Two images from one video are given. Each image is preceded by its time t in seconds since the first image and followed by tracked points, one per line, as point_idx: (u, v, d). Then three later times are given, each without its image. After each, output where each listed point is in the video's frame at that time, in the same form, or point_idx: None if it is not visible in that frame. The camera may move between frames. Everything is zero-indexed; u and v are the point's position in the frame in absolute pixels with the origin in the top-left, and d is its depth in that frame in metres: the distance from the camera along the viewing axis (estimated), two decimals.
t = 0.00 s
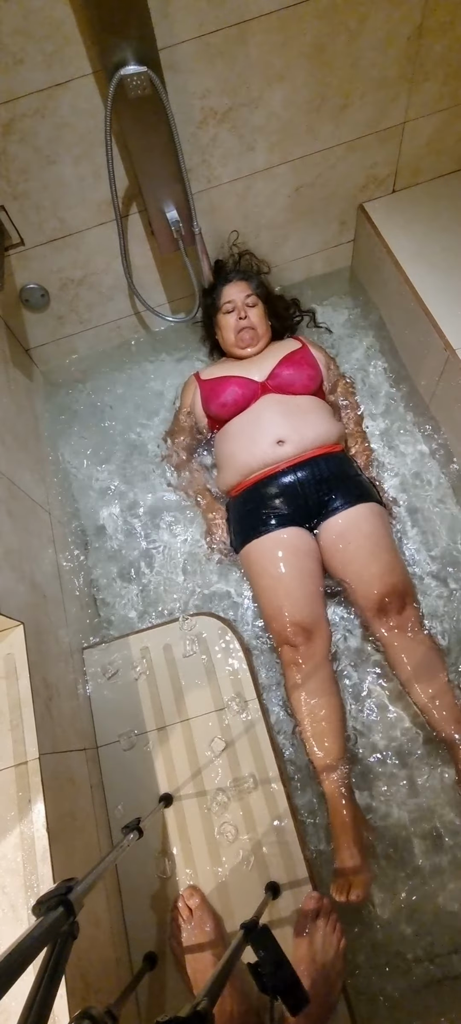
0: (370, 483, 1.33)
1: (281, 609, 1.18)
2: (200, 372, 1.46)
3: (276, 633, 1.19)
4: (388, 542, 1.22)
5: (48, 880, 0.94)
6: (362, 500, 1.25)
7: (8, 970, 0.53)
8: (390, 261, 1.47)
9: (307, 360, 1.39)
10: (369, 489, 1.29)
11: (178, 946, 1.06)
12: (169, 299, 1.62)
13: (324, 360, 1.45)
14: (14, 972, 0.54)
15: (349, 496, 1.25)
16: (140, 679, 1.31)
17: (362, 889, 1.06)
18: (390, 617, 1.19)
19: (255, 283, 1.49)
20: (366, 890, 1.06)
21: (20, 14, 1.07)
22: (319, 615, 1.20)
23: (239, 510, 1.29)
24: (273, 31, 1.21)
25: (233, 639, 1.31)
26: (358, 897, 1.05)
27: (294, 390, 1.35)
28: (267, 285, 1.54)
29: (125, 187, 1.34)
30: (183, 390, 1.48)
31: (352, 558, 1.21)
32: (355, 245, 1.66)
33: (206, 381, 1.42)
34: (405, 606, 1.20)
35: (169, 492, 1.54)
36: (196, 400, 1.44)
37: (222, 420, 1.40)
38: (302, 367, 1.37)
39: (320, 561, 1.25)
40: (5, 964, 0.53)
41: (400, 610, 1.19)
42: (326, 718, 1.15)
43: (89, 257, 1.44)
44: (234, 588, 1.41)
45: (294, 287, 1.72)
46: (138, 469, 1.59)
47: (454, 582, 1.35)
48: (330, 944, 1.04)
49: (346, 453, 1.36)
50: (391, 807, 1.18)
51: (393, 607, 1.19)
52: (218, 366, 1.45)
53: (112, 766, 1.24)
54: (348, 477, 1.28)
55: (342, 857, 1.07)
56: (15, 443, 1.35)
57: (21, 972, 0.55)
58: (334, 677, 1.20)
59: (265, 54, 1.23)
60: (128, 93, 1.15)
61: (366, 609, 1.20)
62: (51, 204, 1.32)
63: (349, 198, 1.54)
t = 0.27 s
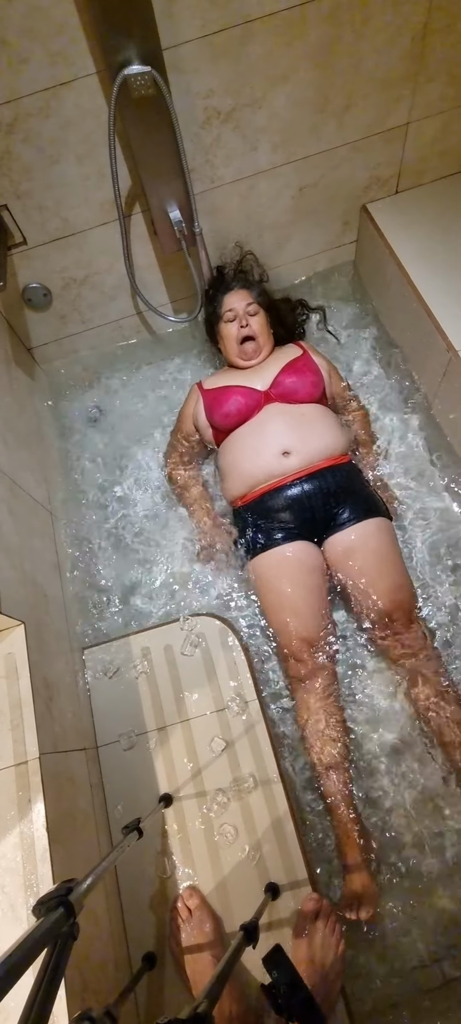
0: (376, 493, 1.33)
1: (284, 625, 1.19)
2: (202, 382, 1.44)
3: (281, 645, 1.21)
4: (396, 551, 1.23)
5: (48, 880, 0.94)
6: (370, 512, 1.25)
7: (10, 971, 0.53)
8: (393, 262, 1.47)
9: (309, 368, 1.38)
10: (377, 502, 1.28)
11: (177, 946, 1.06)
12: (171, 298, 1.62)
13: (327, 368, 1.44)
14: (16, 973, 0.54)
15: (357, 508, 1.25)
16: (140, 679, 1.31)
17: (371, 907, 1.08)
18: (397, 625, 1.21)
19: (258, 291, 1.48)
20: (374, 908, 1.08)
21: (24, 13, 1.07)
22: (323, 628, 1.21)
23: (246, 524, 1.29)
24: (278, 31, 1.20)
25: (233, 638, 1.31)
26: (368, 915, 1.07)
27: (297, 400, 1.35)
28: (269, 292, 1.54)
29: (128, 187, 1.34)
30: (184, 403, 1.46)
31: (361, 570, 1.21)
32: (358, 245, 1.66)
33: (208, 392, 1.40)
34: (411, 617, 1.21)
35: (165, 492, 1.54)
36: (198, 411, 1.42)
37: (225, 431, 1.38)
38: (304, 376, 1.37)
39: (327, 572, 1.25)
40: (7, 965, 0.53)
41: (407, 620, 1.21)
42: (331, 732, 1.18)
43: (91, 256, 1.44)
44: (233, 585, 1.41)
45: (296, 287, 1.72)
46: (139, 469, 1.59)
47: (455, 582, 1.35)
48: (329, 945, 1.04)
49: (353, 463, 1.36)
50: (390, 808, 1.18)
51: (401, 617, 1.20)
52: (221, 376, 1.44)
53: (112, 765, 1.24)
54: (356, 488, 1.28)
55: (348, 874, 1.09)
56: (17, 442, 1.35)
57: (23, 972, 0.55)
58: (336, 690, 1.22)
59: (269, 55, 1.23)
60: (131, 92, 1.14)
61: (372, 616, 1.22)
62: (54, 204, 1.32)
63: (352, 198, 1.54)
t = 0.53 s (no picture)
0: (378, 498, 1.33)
1: (289, 633, 1.20)
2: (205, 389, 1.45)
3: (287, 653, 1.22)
4: (398, 556, 1.23)
5: (46, 880, 0.94)
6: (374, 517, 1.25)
7: (9, 971, 0.53)
8: (398, 264, 1.47)
9: (313, 376, 1.39)
10: (379, 507, 1.29)
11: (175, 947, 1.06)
12: (174, 299, 1.61)
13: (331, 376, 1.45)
14: (15, 974, 0.54)
15: (360, 513, 1.25)
16: (140, 679, 1.31)
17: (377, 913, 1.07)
18: (399, 632, 1.20)
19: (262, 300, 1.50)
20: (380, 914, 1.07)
21: (30, 12, 1.07)
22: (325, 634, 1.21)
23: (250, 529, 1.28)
24: (285, 30, 1.20)
25: (233, 640, 1.31)
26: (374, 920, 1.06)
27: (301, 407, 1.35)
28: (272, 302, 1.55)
29: (133, 187, 1.34)
30: (186, 412, 1.46)
31: (364, 575, 1.21)
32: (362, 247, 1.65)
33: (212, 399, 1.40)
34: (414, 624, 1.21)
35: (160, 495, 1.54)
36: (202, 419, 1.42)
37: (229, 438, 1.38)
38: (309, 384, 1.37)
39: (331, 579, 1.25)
40: (7, 966, 0.53)
41: (410, 626, 1.20)
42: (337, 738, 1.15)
43: (95, 255, 1.44)
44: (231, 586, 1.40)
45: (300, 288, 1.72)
46: (140, 470, 1.59)
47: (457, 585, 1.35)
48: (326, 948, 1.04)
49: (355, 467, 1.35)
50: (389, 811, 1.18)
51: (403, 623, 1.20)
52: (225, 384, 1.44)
53: (111, 766, 1.24)
54: (359, 493, 1.28)
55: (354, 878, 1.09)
56: (20, 441, 1.35)
57: (22, 973, 0.55)
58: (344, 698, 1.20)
59: (276, 55, 1.23)
60: (137, 92, 1.14)
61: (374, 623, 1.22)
62: (58, 203, 1.32)
63: (357, 200, 1.54)
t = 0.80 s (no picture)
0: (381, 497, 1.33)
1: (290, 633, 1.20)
2: (209, 387, 1.45)
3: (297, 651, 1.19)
4: (400, 551, 1.22)
5: (43, 879, 0.94)
6: (372, 514, 1.25)
7: (8, 974, 0.53)
8: (406, 268, 1.46)
9: (315, 376, 1.39)
10: (380, 504, 1.28)
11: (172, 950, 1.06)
12: (182, 298, 1.61)
13: (335, 377, 1.45)
14: (14, 977, 0.54)
15: (359, 509, 1.25)
16: (140, 679, 1.30)
17: (407, 912, 1.04)
18: (403, 627, 1.18)
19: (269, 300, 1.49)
20: (410, 913, 1.04)
21: (44, 9, 1.07)
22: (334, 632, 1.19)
23: (247, 528, 1.29)
24: (297, 32, 1.20)
25: (234, 642, 1.31)
26: (404, 920, 1.03)
27: (301, 407, 1.34)
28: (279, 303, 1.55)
29: (142, 187, 1.34)
30: (192, 408, 1.48)
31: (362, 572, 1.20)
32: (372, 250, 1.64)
33: (214, 398, 1.41)
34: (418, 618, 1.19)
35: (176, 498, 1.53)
36: (205, 418, 1.43)
37: (230, 437, 1.38)
38: (311, 383, 1.37)
39: (333, 579, 1.24)
40: (5, 970, 0.53)
41: (413, 620, 1.18)
42: (349, 735, 1.14)
43: (103, 254, 1.43)
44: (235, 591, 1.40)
45: (308, 290, 1.71)
46: (145, 470, 1.59)
47: None
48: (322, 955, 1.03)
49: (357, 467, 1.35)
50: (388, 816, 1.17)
51: (407, 617, 1.18)
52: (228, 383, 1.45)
53: (110, 766, 1.24)
54: (358, 491, 1.28)
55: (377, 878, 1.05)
56: (24, 439, 1.35)
57: (19, 976, 0.55)
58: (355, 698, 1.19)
59: (288, 56, 1.22)
60: (149, 90, 1.14)
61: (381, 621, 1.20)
62: (68, 201, 1.32)
63: (367, 203, 1.53)
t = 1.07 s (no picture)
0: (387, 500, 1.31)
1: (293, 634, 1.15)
2: (213, 386, 1.45)
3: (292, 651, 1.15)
4: (404, 555, 1.20)
5: (37, 875, 0.94)
6: (376, 516, 1.24)
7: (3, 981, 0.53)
8: (420, 274, 1.45)
9: (320, 376, 1.38)
10: (385, 506, 1.27)
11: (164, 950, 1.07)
12: (194, 298, 1.60)
13: (342, 377, 1.44)
14: (8, 984, 0.53)
15: (363, 511, 1.24)
16: (140, 679, 1.30)
17: (404, 923, 1.05)
18: (407, 633, 1.16)
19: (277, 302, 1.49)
20: (407, 924, 1.05)
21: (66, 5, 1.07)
22: (338, 633, 1.17)
23: (249, 528, 1.28)
24: (318, 36, 1.20)
25: (236, 646, 1.30)
26: (401, 931, 1.04)
27: (306, 407, 1.34)
28: (286, 302, 1.55)
29: (158, 186, 1.34)
30: (197, 407, 1.48)
31: (366, 572, 1.18)
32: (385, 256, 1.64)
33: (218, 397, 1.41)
34: (423, 624, 1.16)
35: (182, 499, 1.53)
36: (209, 418, 1.43)
37: (235, 437, 1.38)
38: (316, 384, 1.37)
39: (335, 580, 1.22)
40: None
41: (418, 626, 1.16)
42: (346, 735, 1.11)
43: (117, 252, 1.43)
44: (238, 596, 1.40)
45: (321, 295, 1.71)
46: (151, 470, 1.58)
47: None
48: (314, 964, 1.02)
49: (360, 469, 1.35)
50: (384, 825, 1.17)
51: (412, 623, 1.16)
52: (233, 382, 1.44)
53: (107, 765, 1.24)
54: (363, 494, 1.27)
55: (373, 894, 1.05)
56: (32, 434, 1.35)
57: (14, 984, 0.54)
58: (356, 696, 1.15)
59: (308, 60, 1.23)
60: (168, 90, 1.14)
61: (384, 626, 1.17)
62: (83, 198, 1.32)
63: (383, 209, 1.52)
